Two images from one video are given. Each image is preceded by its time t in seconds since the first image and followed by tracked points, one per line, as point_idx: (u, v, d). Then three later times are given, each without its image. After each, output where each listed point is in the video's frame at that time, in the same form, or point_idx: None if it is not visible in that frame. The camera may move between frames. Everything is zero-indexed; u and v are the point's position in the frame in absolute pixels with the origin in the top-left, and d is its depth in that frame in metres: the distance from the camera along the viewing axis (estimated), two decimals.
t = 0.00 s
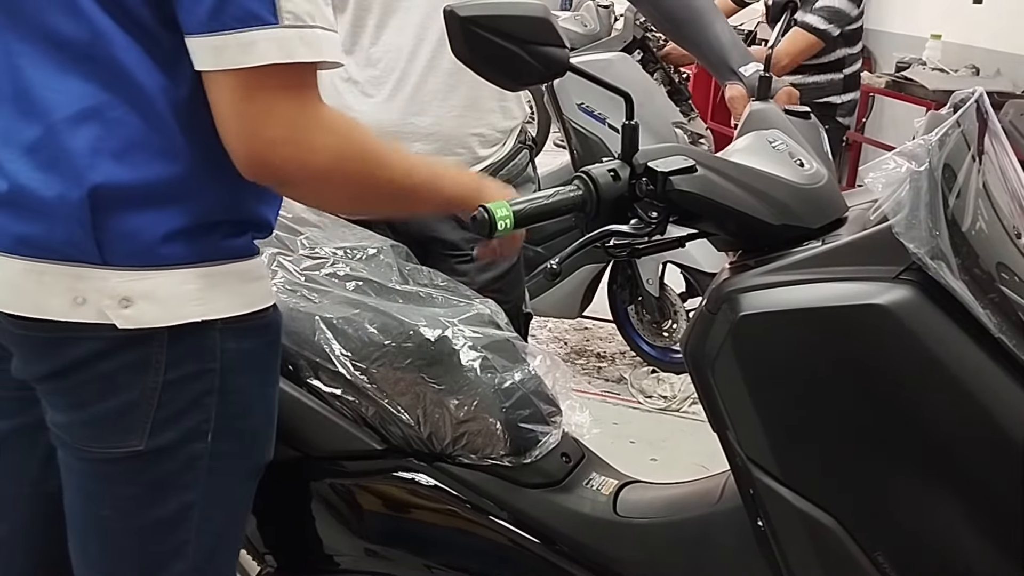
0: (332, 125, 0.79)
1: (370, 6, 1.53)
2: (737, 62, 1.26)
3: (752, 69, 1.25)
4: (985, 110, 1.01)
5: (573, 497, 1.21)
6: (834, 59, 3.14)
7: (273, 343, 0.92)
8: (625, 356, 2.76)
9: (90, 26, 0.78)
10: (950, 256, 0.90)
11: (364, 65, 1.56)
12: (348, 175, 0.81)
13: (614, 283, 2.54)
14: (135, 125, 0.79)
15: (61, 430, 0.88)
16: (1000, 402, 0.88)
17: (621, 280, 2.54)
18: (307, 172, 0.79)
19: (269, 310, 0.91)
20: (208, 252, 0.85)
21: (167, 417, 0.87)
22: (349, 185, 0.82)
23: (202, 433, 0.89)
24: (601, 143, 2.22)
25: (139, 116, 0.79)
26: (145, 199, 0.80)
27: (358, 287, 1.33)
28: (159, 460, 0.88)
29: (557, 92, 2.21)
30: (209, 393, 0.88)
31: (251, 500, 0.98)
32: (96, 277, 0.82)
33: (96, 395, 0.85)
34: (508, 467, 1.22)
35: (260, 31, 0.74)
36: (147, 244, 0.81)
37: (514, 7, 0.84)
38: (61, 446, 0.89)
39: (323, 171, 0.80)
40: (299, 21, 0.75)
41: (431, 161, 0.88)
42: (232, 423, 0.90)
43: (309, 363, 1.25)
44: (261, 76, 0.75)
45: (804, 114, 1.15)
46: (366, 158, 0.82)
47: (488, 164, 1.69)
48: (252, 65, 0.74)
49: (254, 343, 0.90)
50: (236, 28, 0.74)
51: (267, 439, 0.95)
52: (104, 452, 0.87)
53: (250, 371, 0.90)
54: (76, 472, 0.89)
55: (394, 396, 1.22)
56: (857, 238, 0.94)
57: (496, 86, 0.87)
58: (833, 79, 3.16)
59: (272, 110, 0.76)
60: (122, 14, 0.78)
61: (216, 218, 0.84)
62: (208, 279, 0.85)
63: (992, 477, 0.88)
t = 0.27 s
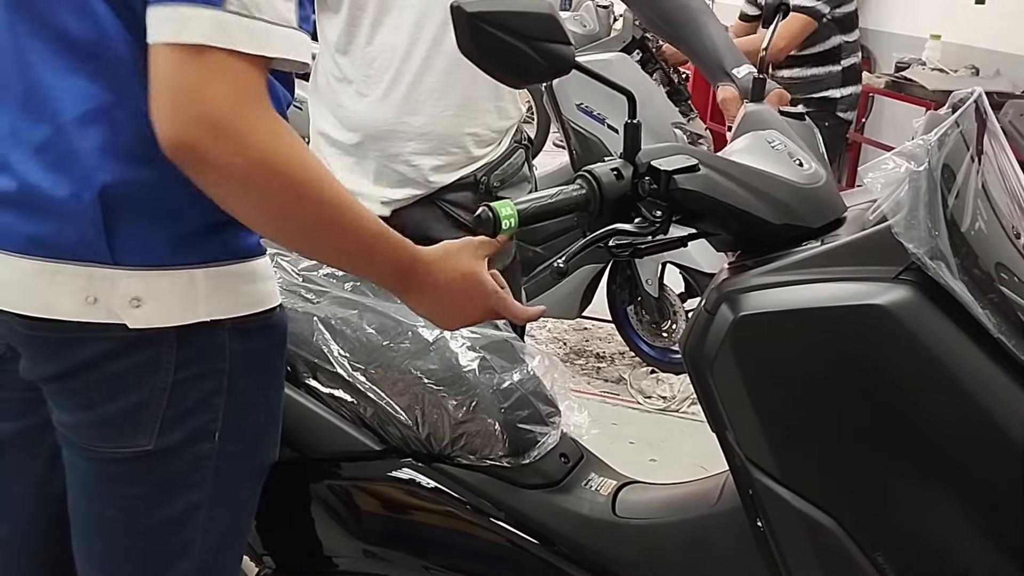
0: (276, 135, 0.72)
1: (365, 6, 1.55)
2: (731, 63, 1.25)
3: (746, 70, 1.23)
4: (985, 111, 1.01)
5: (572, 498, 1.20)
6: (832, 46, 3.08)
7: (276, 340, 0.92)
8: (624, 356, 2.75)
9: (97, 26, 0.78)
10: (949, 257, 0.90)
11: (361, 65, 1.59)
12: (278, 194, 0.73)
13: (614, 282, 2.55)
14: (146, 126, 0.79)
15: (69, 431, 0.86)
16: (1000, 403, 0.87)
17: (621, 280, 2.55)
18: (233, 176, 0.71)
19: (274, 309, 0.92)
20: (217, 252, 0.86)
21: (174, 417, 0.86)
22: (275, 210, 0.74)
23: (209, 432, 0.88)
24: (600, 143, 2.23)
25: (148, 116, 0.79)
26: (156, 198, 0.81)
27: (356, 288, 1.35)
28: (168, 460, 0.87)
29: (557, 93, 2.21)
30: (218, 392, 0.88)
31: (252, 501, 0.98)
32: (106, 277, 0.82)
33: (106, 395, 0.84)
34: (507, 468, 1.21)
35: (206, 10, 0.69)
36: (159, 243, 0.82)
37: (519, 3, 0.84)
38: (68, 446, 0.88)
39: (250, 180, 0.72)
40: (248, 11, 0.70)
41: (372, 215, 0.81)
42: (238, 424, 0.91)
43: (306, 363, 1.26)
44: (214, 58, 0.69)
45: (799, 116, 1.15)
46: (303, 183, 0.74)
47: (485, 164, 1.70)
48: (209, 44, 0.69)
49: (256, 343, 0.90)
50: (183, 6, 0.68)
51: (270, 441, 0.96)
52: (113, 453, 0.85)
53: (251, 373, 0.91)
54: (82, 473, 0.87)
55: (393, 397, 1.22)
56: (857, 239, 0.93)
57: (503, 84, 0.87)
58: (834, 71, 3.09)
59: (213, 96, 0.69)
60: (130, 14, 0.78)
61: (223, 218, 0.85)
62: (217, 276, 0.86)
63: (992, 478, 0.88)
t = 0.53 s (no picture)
0: (251, 121, 0.73)
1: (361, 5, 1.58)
2: (722, 64, 1.25)
3: (736, 72, 1.24)
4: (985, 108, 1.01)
5: (571, 499, 1.20)
6: (825, 35, 3.08)
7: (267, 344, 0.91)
8: (624, 356, 2.75)
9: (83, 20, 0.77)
10: (950, 255, 0.90)
11: (358, 63, 1.61)
12: (265, 179, 0.75)
13: (614, 282, 2.55)
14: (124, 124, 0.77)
15: (56, 431, 0.87)
16: (1001, 402, 0.87)
17: (620, 280, 2.55)
18: (216, 167, 0.73)
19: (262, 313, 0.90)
20: (196, 254, 0.84)
21: (159, 420, 0.86)
22: (265, 197, 0.76)
23: (194, 437, 0.88)
24: (600, 145, 2.21)
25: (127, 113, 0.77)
26: (133, 199, 0.79)
27: (354, 288, 1.36)
28: (152, 463, 0.87)
29: (557, 92, 2.20)
30: (203, 398, 0.87)
31: (247, 503, 0.98)
32: (86, 277, 0.81)
33: (91, 395, 0.84)
34: (506, 468, 1.21)
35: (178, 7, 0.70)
36: (135, 244, 0.81)
37: None
38: (57, 448, 0.88)
39: (233, 169, 0.74)
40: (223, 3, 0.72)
41: (372, 188, 0.82)
42: (225, 427, 0.90)
43: (305, 363, 1.25)
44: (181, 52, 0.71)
45: (793, 115, 1.15)
46: (290, 165, 0.76)
47: (483, 162, 1.70)
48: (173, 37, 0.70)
49: (251, 347, 0.90)
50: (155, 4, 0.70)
51: (263, 442, 0.95)
52: (98, 455, 0.86)
53: (245, 377, 0.90)
54: (69, 473, 0.88)
55: (391, 396, 1.22)
56: (857, 237, 0.93)
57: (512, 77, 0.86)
58: (832, 61, 3.08)
59: (185, 91, 0.71)
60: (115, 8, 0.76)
61: (205, 219, 0.83)
62: (197, 280, 0.84)
63: (993, 478, 0.88)
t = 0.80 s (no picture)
0: (256, 127, 0.74)
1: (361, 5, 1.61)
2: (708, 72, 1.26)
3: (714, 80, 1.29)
4: (984, 106, 1.01)
5: (572, 497, 1.20)
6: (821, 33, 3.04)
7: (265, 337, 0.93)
8: (623, 356, 2.75)
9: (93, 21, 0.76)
10: (951, 254, 0.90)
11: (359, 63, 1.63)
12: (286, 182, 0.76)
13: (614, 283, 2.55)
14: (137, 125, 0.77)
15: (57, 431, 0.86)
16: (1002, 400, 0.87)
17: (620, 280, 2.55)
18: (238, 177, 0.75)
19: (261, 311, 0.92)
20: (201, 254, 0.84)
21: (162, 419, 0.86)
22: (291, 200, 0.77)
23: (200, 434, 0.89)
24: (599, 143, 2.23)
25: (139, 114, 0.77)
26: (144, 201, 0.79)
27: (354, 287, 1.35)
28: (156, 461, 0.87)
29: (556, 92, 2.23)
30: (209, 394, 0.88)
31: (247, 501, 0.98)
32: (95, 277, 0.81)
33: (93, 395, 0.84)
34: (507, 467, 1.21)
35: (190, 20, 0.71)
36: (143, 245, 0.81)
37: None
38: (56, 447, 0.88)
39: (254, 175, 0.75)
40: (233, 18, 0.72)
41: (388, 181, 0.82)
42: (229, 424, 0.91)
43: (306, 364, 1.26)
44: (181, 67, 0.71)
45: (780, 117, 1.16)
46: (305, 164, 0.77)
47: (484, 163, 1.70)
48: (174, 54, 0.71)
49: (250, 342, 0.91)
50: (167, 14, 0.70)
51: (264, 439, 0.97)
52: (101, 453, 0.85)
53: (245, 375, 0.91)
54: (69, 473, 0.87)
55: (392, 397, 1.22)
56: (856, 236, 0.93)
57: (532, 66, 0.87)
58: (831, 57, 3.03)
59: (191, 106, 0.72)
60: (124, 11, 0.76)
61: (208, 218, 0.84)
62: (202, 278, 0.85)
63: (995, 477, 0.88)
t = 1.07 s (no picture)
0: (331, 106, 0.68)
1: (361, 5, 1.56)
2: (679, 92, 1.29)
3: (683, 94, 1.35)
4: (988, 108, 0.98)
5: (577, 494, 1.20)
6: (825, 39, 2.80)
7: (267, 330, 0.92)
8: (622, 356, 2.75)
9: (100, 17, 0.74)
10: (959, 248, 0.90)
11: (359, 61, 1.59)
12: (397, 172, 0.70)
13: (613, 283, 2.55)
14: (152, 123, 0.76)
15: (62, 426, 0.86)
16: (1010, 394, 0.88)
17: (620, 280, 2.55)
18: (356, 174, 0.69)
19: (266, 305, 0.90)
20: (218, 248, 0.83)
21: (169, 414, 0.85)
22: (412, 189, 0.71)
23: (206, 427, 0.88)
24: (598, 143, 2.23)
25: (154, 110, 0.76)
26: (159, 196, 0.78)
27: (354, 286, 1.35)
28: (163, 454, 0.86)
29: (556, 93, 2.22)
30: (214, 387, 0.88)
31: (248, 493, 0.98)
32: (107, 272, 0.79)
33: (98, 394, 0.84)
34: (513, 464, 1.22)
35: (241, 25, 0.66)
36: (157, 241, 0.79)
37: None
38: (61, 442, 0.87)
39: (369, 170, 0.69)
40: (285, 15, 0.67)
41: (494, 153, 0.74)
42: (230, 416, 0.91)
43: (309, 363, 1.24)
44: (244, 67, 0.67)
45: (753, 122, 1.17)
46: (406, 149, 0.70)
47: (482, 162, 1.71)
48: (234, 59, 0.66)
49: (253, 335, 0.90)
50: (214, 24, 0.67)
51: (263, 429, 0.96)
52: (110, 446, 0.85)
53: (247, 364, 0.91)
54: (74, 468, 0.87)
55: (396, 395, 1.21)
56: (866, 231, 0.92)
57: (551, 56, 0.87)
58: (835, 61, 2.79)
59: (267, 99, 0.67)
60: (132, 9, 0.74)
61: (221, 213, 0.82)
62: (216, 272, 0.83)
63: (1002, 469, 0.88)
